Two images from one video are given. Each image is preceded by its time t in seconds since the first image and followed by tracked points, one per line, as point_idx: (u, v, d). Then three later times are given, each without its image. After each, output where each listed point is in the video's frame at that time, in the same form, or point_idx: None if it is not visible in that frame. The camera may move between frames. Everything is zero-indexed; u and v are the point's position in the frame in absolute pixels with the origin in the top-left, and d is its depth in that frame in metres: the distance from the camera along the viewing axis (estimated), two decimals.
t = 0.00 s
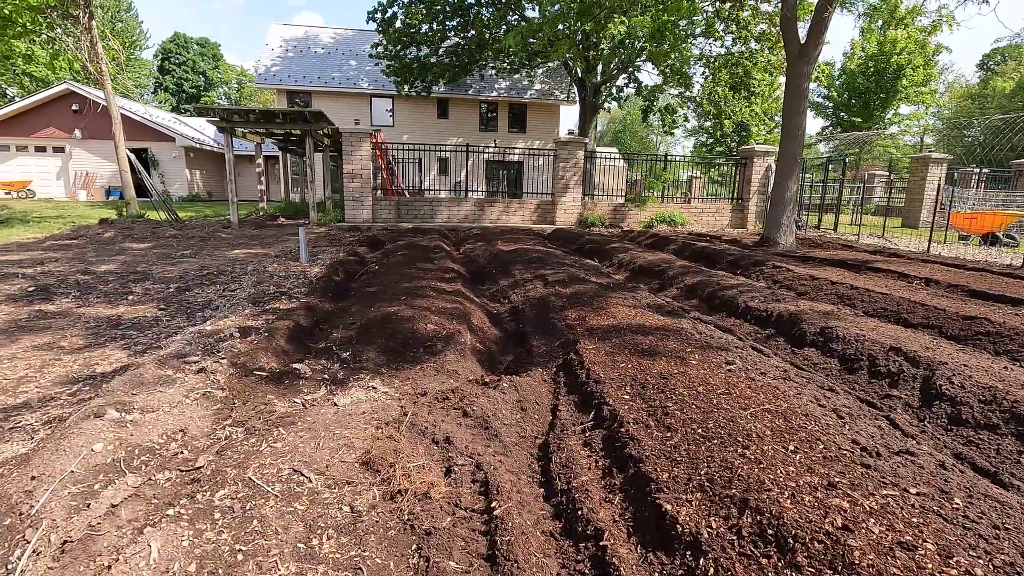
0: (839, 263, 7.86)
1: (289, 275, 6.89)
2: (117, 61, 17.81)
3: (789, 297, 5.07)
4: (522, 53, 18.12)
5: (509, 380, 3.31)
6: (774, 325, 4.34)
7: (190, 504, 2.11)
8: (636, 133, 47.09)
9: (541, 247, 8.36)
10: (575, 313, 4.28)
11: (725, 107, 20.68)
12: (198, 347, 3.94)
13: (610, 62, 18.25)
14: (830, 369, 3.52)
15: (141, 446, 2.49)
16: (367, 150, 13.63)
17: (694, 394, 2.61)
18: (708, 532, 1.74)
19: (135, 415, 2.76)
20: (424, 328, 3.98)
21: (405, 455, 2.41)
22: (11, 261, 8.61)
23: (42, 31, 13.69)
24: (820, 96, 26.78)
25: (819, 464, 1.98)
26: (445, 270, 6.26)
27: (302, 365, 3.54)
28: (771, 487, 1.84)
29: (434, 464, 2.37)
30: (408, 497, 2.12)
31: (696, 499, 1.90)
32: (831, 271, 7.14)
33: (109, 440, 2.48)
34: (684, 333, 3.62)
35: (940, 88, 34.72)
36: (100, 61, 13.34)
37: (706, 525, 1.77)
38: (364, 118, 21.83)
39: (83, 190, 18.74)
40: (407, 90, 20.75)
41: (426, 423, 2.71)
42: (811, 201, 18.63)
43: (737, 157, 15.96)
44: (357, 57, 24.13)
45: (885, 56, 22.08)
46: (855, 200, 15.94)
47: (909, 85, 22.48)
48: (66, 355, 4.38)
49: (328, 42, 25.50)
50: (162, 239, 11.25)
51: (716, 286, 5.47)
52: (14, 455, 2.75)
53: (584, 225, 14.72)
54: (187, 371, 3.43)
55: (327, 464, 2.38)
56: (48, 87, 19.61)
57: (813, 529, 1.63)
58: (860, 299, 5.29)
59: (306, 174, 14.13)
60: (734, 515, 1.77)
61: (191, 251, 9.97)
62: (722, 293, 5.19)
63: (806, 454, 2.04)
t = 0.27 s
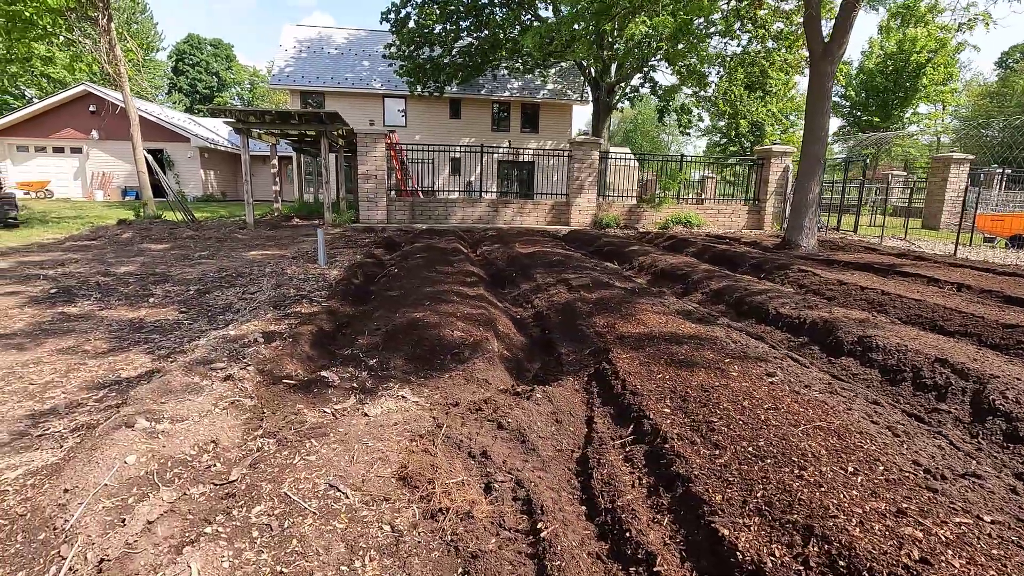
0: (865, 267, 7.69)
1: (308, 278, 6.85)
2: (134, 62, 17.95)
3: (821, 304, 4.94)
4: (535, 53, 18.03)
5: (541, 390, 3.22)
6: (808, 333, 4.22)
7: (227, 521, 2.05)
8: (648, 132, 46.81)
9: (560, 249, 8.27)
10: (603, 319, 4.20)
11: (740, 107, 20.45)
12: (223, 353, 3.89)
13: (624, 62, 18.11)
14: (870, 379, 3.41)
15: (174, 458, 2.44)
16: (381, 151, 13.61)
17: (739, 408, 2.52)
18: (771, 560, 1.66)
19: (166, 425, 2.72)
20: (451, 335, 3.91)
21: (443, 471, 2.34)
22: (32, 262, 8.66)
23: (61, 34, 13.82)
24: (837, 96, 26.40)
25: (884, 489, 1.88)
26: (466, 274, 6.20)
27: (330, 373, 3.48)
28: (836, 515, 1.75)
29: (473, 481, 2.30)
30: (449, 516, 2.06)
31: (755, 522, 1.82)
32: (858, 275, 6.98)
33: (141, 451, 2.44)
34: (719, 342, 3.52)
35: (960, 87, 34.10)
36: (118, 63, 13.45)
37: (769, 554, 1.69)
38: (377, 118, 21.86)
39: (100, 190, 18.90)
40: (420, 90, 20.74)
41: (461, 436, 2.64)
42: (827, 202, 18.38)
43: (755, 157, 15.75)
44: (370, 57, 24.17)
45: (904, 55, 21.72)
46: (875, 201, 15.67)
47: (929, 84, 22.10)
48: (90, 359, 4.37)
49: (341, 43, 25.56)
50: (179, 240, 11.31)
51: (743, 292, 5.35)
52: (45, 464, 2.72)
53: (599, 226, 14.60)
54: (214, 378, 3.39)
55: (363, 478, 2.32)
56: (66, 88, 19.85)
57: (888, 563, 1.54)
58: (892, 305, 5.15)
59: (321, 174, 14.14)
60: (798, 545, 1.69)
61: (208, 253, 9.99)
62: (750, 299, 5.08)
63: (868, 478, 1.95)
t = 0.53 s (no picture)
0: (892, 269, 7.49)
1: (325, 279, 6.80)
2: (150, 63, 18.08)
3: (853, 308, 4.79)
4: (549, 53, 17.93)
5: (571, 397, 3.12)
6: (843, 339, 4.07)
7: (255, 536, 1.97)
8: (660, 131, 46.50)
9: (578, 250, 8.15)
10: (631, 323, 4.09)
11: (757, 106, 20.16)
12: (243, 356, 3.83)
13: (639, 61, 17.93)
14: (915, 388, 3.26)
15: (198, 466, 2.36)
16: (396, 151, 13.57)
17: (786, 419, 2.40)
18: None
19: (189, 431, 2.65)
20: (475, 339, 3.82)
21: (477, 484, 2.25)
22: (51, 262, 8.71)
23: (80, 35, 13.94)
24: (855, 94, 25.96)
25: (957, 512, 1.76)
26: (485, 275, 6.11)
27: (353, 378, 3.41)
28: (909, 542, 1.63)
29: (508, 495, 2.20)
30: (487, 534, 1.96)
31: (818, 548, 1.70)
32: (887, 278, 6.78)
33: (164, 459, 2.36)
34: (754, 348, 3.39)
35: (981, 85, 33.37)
36: (136, 64, 13.55)
37: None
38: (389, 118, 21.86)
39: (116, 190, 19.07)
40: (433, 90, 20.69)
41: (492, 446, 2.54)
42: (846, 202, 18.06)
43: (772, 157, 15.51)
44: (383, 57, 24.18)
45: (924, 52, 21.30)
46: (896, 201, 15.36)
47: (950, 82, 21.66)
48: (110, 360, 4.32)
49: (354, 43, 25.61)
50: (195, 239, 11.34)
51: (772, 295, 5.20)
52: (66, 471, 2.66)
53: (613, 226, 14.45)
54: (236, 382, 3.33)
55: (394, 491, 2.23)
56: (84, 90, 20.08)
57: None
58: (927, 309, 4.97)
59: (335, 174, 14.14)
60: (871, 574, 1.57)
61: (224, 253, 10.00)
62: (779, 303, 4.94)
63: (937, 499, 1.82)
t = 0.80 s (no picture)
0: (921, 270, 7.24)
1: (338, 279, 6.68)
2: (164, 63, 18.14)
3: (889, 312, 4.57)
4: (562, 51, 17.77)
5: (600, 407, 2.95)
6: (883, 345, 3.86)
7: (272, 560, 1.83)
8: (673, 130, 46.08)
9: (596, 251, 7.97)
10: (659, 327, 3.91)
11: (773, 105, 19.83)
12: (257, 360, 3.70)
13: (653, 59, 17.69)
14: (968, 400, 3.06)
15: (211, 481, 2.23)
16: (408, 150, 13.46)
17: (842, 436, 2.22)
18: None
19: (201, 441, 2.52)
20: (497, 343, 3.66)
21: (508, 503, 2.08)
22: (65, 261, 8.68)
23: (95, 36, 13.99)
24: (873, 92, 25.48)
25: None
26: (502, 276, 5.95)
27: (371, 384, 3.26)
28: None
29: (542, 516, 2.04)
30: (523, 561, 1.80)
31: None
32: (918, 280, 6.54)
33: (175, 473, 2.23)
34: (793, 355, 3.21)
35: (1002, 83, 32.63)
36: (149, 63, 13.57)
37: None
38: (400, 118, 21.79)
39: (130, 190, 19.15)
40: (444, 89, 20.58)
41: (521, 461, 2.38)
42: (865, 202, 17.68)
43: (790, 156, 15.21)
44: (394, 57, 24.12)
45: (945, 49, 20.84)
46: (918, 201, 14.99)
47: (972, 80, 21.17)
48: (122, 363, 4.22)
49: (366, 43, 25.58)
50: (208, 239, 11.30)
51: (803, 298, 4.99)
52: (74, 481, 2.54)
53: (628, 226, 14.24)
54: (249, 387, 3.19)
55: (419, 509, 2.08)
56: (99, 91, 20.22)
57: None
58: (966, 313, 4.73)
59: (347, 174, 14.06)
60: None
61: (236, 252, 9.93)
62: (811, 306, 4.73)
63: None
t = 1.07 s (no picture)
0: (950, 273, 6.98)
1: (350, 282, 6.56)
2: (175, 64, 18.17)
3: (925, 319, 4.36)
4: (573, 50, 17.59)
5: (629, 422, 2.78)
6: (923, 355, 3.66)
7: None
8: (684, 130, 45.69)
9: (611, 253, 7.79)
10: (686, 335, 3.73)
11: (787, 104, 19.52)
12: (268, 368, 3.57)
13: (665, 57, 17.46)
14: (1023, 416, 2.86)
15: (220, 503, 2.09)
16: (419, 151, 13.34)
17: (902, 462, 2.05)
18: None
19: (210, 458, 2.38)
20: (517, 352, 3.51)
21: (540, 533, 1.93)
22: (76, 263, 8.63)
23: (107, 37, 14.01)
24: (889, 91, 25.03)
25: None
26: (518, 280, 5.79)
27: (387, 396, 3.11)
28: None
29: (577, 548, 1.88)
30: None
31: None
32: (948, 284, 6.29)
33: (183, 494, 2.09)
34: (833, 367, 3.02)
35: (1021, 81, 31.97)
36: (161, 64, 13.56)
37: None
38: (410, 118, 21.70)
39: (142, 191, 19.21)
40: (454, 89, 20.45)
41: (550, 484, 2.22)
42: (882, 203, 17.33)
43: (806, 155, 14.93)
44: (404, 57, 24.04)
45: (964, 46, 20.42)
46: (938, 202, 14.65)
47: (992, 78, 20.72)
48: (130, 369, 4.11)
49: (375, 43, 25.53)
50: (218, 240, 11.25)
51: (833, 303, 4.78)
52: (77, 499, 2.41)
53: (641, 227, 14.03)
54: (260, 397, 3.06)
55: (443, 538, 1.92)
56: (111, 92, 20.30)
57: None
58: (1006, 320, 4.51)
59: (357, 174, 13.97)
60: None
61: (246, 254, 9.85)
62: (842, 312, 4.53)
63: None
